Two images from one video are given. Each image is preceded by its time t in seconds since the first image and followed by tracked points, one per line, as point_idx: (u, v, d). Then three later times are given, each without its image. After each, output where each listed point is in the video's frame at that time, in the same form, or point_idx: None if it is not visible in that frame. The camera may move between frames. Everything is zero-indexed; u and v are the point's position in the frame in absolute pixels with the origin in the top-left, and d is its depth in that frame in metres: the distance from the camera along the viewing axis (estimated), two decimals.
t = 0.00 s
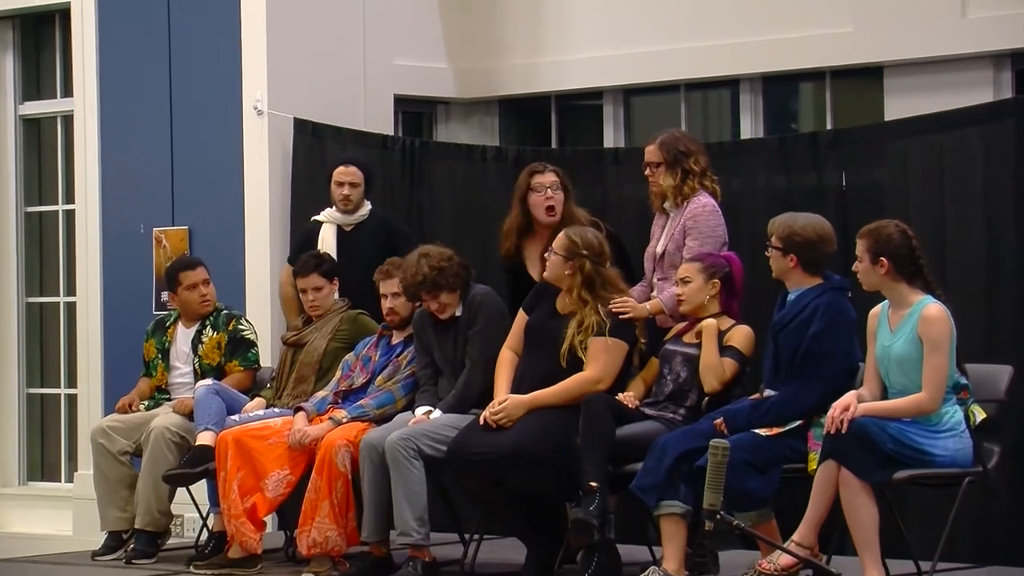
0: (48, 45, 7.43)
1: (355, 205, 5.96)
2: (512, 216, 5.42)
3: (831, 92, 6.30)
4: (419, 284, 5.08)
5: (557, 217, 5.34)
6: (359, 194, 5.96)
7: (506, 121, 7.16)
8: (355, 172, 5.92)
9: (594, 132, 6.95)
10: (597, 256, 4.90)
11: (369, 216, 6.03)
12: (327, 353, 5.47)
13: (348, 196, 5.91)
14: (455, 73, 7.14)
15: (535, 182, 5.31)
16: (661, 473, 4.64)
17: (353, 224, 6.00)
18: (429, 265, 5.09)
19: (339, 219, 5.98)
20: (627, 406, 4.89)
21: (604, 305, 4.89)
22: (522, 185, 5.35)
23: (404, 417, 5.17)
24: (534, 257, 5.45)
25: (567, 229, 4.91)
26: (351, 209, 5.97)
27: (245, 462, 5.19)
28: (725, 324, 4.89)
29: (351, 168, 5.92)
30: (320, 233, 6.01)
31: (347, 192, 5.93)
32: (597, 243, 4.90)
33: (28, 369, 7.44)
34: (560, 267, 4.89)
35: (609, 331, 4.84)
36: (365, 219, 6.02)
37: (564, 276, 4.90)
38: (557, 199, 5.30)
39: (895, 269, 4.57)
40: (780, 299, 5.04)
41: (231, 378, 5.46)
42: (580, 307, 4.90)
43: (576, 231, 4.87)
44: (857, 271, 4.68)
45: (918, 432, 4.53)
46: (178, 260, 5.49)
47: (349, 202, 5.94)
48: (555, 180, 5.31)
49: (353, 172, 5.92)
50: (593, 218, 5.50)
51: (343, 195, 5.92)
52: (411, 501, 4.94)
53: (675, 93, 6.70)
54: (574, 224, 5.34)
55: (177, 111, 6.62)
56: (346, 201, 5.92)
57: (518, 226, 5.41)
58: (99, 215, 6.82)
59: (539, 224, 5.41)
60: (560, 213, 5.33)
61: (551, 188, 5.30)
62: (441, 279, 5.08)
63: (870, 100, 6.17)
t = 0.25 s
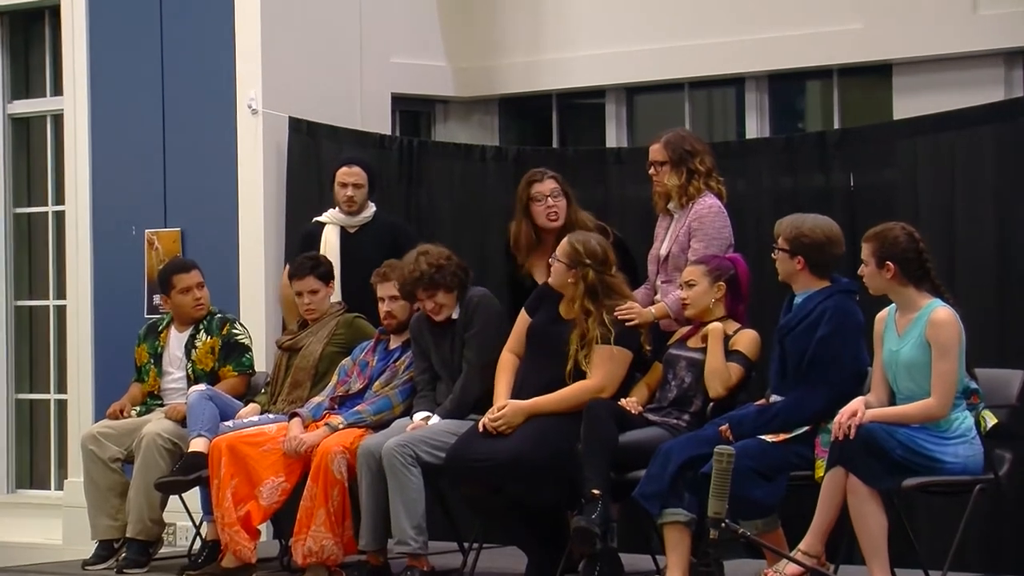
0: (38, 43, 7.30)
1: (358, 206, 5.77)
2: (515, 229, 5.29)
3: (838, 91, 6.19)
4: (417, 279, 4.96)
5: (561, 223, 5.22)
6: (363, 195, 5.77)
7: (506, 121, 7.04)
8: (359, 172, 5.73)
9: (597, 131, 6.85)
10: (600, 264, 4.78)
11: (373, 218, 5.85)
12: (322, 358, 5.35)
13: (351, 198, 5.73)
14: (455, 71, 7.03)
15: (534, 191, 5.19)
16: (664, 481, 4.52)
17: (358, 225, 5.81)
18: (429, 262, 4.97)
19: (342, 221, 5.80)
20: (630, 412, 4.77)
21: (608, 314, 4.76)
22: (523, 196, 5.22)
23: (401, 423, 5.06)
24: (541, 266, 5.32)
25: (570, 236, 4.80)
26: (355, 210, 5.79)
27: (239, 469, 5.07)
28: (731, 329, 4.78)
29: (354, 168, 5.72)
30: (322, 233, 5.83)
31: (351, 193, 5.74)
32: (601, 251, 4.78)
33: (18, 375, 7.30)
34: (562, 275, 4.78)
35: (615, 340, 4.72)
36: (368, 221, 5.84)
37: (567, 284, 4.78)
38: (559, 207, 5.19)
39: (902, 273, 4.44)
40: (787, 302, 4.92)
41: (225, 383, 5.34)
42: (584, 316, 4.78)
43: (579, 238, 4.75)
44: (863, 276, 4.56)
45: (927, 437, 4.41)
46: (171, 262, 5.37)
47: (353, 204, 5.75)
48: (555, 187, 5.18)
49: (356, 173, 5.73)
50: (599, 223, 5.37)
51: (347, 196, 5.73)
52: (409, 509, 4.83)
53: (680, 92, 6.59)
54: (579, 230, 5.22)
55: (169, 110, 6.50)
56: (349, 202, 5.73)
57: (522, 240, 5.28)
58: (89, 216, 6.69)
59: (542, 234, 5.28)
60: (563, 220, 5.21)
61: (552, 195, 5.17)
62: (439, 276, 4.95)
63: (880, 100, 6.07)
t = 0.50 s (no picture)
0: (26, 43, 7.17)
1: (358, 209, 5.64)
2: (518, 233, 5.17)
3: (845, 92, 6.09)
4: (414, 286, 4.86)
5: (565, 226, 5.10)
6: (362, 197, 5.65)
7: (505, 122, 6.94)
8: (358, 174, 5.61)
9: (599, 133, 6.74)
10: (607, 269, 4.67)
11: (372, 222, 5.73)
12: (318, 365, 5.23)
13: (350, 200, 5.60)
14: (453, 71, 6.92)
15: (535, 195, 5.07)
16: (668, 490, 4.40)
17: (357, 229, 5.69)
18: (426, 267, 4.86)
19: (340, 224, 5.68)
20: (632, 420, 4.66)
21: (614, 322, 4.64)
22: (524, 201, 5.10)
23: (399, 431, 4.95)
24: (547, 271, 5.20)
25: (577, 240, 4.70)
26: (355, 213, 5.66)
27: (232, 478, 4.95)
28: (735, 335, 4.65)
29: (353, 170, 5.60)
30: (320, 237, 5.72)
31: (350, 196, 5.62)
32: (609, 254, 4.68)
33: (6, 383, 7.15)
34: (569, 279, 4.68)
35: (620, 350, 4.61)
36: (368, 224, 5.72)
37: (573, 289, 4.68)
38: (561, 209, 5.06)
39: (908, 279, 4.32)
40: (793, 308, 4.81)
41: (219, 391, 5.22)
42: (589, 323, 4.65)
43: (585, 242, 4.64)
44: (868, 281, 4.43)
45: (936, 445, 4.29)
46: (164, 267, 5.26)
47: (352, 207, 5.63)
48: (556, 189, 5.06)
49: (355, 175, 5.60)
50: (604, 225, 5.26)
51: (346, 199, 5.61)
52: (406, 519, 4.72)
53: (684, 93, 6.49)
54: (583, 231, 5.10)
55: (162, 111, 6.37)
56: (348, 205, 5.62)
57: (526, 244, 5.15)
58: (80, 219, 6.57)
59: (546, 237, 5.16)
60: (566, 223, 5.09)
61: (552, 198, 5.05)
62: (437, 281, 4.85)
63: (888, 101, 5.98)
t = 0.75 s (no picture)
0: (14, 44, 7.04)
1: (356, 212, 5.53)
2: (521, 234, 5.06)
3: (853, 93, 6.00)
4: (411, 293, 4.73)
5: (568, 229, 4.99)
6: (360, 200, 5.52)
7: (504, 122, 6.84)
8: (355, 177, 5.50)
9: (600, 134, 6.64)
10: (613, 274, 4.55)
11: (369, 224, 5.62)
12: (313, 371, 5.10)
13: (348, 203, 5.49)
14: (450, 71, 6.81)
15: (538, 195, 4.96)
16: (671, 499, 4.29)
17: (352, 232, 5.58)
18: (422, 274, 4.75)
19: (336, 227, 5.57)
20: (635, 428, 4.54)
21: (618, 328, 4.53)
22: (527, 201, 5.00)
23: (396, 439, 4.83)
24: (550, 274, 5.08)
25: (582, 243, 4.57)
26: (353, 216, 5.54)
27: (225, 487, 4.84)
28: (739, 341, 4.54)
29: (349, 172, 5.48)
30: (315, 241, 5.60)
31: (348, 198, 5.51)
32: (614, 259, 4.56)
33: None
34: (572, 283, 4.55)
35: (624, 357, 4.50)
36: (364, 227, 5.60)
37: (577, 294, 4.55)
38: (564, 210, 4.95)
39: (916, 283, 4.19)
40: (801, 313, 4.68)
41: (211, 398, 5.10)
42: (593, 329, 4.55)
43: (591, 246, 4.52)
44: (875, 286, 4.30)
45: (945, 454, 4.13)
46: (155, 272, 5.15)
47: (350, 210, 5.51)
48: (559, 190, 4.95)
49: (352, 177, 5.49)
50: (609, 228, 5.15)
51: (344, 202, 5.50)
52: (403, 529, 4.58)
53: (687, 93, 6.39)
54: (586, 233, 4.99)
55: (153, 111, 6.25)
56: (346, 208, 5.50)
57: (528, 246, 5.04)
58: (69, 221, 6.44)
59: (550, 239, 5.05)
60: (569, 224, 4.97)
61: (555, 199, 4.94)
62: (434, 287, 4.74)
63: (897, 102, 5.89)
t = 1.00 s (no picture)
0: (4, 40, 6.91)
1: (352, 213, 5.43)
2: (525, 231, 4.95)
3: (861, 91, 5.91)
4: (409, 297, 4.62)
5: (575, 225, 4.86)
6: (355, 199, 5.44)
7: (505, 121, 6.74)
8: (350, 176, 5.41)
9: (603, 133, 6.55)
10: (618, 277, 4.44)
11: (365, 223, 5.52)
12: (309, 376, 4.99)
13: (345, 204, 5.38)
14: (450, 68, 6.70)
15: (542, 192, 4.85)
16: (676, 506, 4.17)
17: (348, 233, 5.47)
18: (420, 276, 4.63)
19: (330, 228, 5.47)
20: (639, 433, 4.42)
21: (622, 332, 4.42)
22: (532, 198, 4.89)
23: (394, 445, 4.72)
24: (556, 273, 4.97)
25: (587, 245, 4.46)
26: (350, 217, 5.44)
27: (219, 494, 4.72)
28: (746, 345, 4.43)
29: (344, 172, 5.40)
30: (310, 243, 5.50)
31: (344, 198, 5.40)
32: (619, 261, 4.45)
33: None
34: (576, 285, 4.45)
35: (629, 362, 4.39)
36: (360, 227, 5.50)
37: (581, 296, 4.45)
38: (569, 208, 4.82)
39: (925, 286, 4.03)
40: (808, 316, 4.56)
41: (205, 403, 4.98)
42: (597, 333, 4.44)
43: (595, 248, 4.41)
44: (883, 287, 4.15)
45: (955, 460, 4.00)
46: (147, 273, 5.03)
47: (346, 210, 5.41)
48: (565, 187, 4.83)
49: (348, 177, 5.40)
50: (617, 224, 5.04)
51: (340, 202, 5.40)
52: (402, 537, 4.46)
53: (692, 90, 6.30)
54: (590, 231, 4.87)
55: (145, 109, 6.13)
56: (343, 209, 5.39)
57: (533, 244, 4.94)
58: (59, 221, 6.33)
59: (555, 237, 4.94)
60: (574, 223, 4.84)
61: (560, 197, 4.82)
62: (433, 290, 4.62)
63: (908, 100, 5.80)
